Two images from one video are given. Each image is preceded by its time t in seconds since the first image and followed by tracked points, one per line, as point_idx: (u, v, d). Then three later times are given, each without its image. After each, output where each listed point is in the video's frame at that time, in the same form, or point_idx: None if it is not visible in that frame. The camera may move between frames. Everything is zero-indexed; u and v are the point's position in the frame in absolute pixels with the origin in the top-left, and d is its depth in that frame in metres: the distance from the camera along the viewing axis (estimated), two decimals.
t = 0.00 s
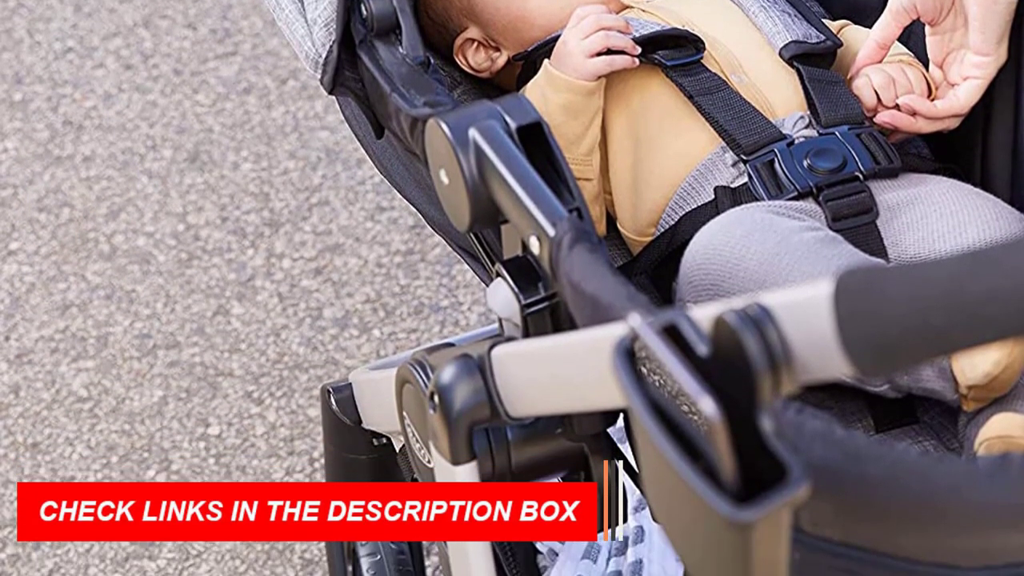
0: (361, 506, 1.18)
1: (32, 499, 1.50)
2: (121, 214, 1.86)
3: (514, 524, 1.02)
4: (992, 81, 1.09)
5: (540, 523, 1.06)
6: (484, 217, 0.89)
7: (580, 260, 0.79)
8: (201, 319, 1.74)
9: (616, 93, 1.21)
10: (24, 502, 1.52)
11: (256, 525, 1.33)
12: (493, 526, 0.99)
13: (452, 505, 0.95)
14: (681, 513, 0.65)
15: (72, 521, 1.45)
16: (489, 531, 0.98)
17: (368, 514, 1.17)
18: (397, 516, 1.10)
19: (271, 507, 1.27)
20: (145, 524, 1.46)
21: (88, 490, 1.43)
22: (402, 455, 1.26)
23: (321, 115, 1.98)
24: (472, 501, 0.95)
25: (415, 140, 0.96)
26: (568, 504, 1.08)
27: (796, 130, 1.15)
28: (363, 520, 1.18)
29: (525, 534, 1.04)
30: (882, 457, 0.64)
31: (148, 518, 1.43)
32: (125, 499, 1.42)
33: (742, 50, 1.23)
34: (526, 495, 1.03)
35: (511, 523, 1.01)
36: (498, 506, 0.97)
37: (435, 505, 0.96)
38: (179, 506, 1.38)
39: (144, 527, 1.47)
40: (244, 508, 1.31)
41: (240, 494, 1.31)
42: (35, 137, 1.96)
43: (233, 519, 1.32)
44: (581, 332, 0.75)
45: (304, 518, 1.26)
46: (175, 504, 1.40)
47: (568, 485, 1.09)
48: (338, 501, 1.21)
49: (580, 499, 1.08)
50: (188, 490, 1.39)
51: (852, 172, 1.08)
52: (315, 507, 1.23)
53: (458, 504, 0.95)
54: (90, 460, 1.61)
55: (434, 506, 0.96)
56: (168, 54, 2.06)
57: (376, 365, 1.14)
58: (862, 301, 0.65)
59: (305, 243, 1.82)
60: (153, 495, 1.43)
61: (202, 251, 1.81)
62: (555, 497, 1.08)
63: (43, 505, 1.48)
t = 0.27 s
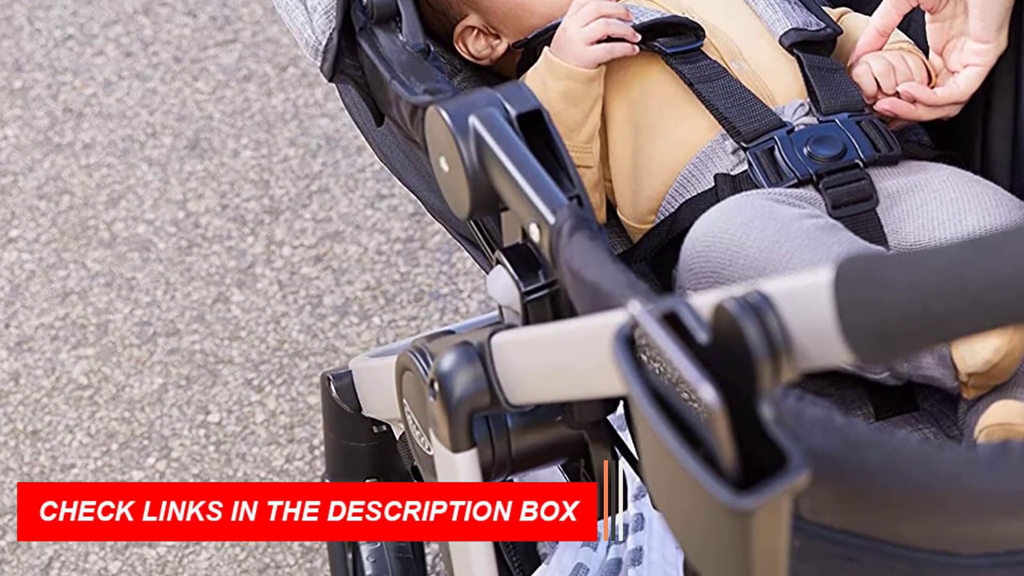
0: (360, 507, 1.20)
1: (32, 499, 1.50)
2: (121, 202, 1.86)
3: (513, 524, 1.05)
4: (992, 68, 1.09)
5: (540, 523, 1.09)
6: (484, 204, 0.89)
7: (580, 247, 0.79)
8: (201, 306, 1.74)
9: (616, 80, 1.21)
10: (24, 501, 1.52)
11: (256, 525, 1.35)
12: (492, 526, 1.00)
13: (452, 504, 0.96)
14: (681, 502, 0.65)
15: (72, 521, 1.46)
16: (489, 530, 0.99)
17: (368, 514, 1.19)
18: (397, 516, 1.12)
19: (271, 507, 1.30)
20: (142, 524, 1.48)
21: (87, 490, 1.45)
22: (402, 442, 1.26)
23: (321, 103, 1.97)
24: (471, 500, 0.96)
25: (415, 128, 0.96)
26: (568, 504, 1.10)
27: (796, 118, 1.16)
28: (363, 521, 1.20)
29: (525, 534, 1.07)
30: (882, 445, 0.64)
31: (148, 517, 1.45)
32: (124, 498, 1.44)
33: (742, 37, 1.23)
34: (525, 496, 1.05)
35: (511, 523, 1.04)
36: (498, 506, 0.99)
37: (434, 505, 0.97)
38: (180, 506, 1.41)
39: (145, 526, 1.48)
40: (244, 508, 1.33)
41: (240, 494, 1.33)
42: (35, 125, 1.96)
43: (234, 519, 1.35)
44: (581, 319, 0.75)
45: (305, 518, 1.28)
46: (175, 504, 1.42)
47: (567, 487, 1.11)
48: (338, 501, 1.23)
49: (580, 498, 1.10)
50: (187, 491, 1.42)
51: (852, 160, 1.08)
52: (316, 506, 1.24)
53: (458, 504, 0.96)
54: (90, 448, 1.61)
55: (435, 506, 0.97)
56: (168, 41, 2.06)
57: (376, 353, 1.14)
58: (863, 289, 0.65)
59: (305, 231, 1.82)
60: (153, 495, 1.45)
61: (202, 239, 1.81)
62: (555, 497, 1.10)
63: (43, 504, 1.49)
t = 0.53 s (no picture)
0: (361, 506, 1.24)
1: (32, 500, 1.51)
2: (121, 190, 1.86)
3: (513, 524, 1.06)
4: (992, 57, 1.10)
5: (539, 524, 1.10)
6: (484, 192, 0.90)
7: (580, 236, 0.79)
8: (201, 294, 1.74)
9: (616, 69, 1.21)
10: (23, 502, 1.53)
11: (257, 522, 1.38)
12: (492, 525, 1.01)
13: (452, 504, 0.97)
14: (681, 490, 0.65)
15: (71, 521, 1.47)
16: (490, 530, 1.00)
17: (368, 514, 1.23)
18: (397, 515, 1.15)
19: (271, 507, 1.33)
20: (142, 524, 1.49)
21: (88, 491, 1.46)
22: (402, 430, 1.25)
23: (321, 91, 1.97)
24: (471, 501, 0.97)
25: (415, 116, 0.96)
26: (569, 504, 1.11)
27: (796, 105, 1.16)
28: (363, 520, 1.24)
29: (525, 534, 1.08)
30: (882, 433, 0.65)
31: (148, 515, 1.46)
32: (124, 498, 1.45)
33: (742, 26, 1.23)
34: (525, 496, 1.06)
35: (511, 523, 1.05)
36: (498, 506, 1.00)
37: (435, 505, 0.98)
38: (179, 505, 1.43)
39: (145, 525, 1.49)
40: (245, 507, 1.37)
41: (240, 495, 1.37)
42: (35, 113, 1.95)
43: (234, 517, 1.38)
44: (581, 308, 0.75)
45: (304, 517, 1.34)
46: (175, 503, 1.44)
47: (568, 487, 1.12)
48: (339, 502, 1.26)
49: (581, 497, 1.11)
50: (187, 491, 1.44)
51: (852, 147, 1.08)
52: (317, 507, 1.29)
53: (458, 504, 0.97)
54: (90, 436, 1.61)
55: (435, 506, 0.98)
56: (168, 30, 2.06)
57: (376, 341, 1.15)
58: (863, 277, 0.65)
59: (305, 219, 1.82)
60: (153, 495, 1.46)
61: (202, 228, 1.81)
62: (555, 497, 1.11)
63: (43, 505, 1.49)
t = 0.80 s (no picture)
0: (361, 507, 1.23)
1: (33, 499, 1.49)
2: (121, 178, 1.86)
3: (513, 525, 1.05)
4: (992, 46, 1.10)
5: (540, 524, 1.08)
6: (484, 181, 0.90)
7: (580, 224, 0.79)
8: (201, 283, 1.74)
9: (616, 58, 1.21)
10: (23, 504, 1.51)
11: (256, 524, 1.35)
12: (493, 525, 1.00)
13: (452, 504, 0.97)
14: (681, 480, 0.66)
15: (72, 521, 1.44)
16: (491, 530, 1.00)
17: (368, 515, 1.22)
18: (398, 515, 1.17)
19: (271, 508, 1.30)
20: (143, 524, 1.47)
21: (88, 490, 1.43)
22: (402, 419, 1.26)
23: (321, 80, 1.97)
24: (471, 500, 0.96)
25: (415, 105, 0.96)
26: (568, 504, 1.10)
27: (796, 94, 1.16)
28: (363, 520, 1.23)
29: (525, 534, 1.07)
30: (882, 422, 0.65)
31: (148, 516, 1.42)
32: (124, 498, 1.42)
33: (742, 14, 1.23)
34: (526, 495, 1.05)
35: (511, 523, 1.04)
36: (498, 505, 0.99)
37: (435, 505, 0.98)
38: (179, 506, 1.38)
39: (146, 526, 1.47)
40: (245, 509, 1.33)
41: (239, 494, 1.33)
42: (35, 102, 1.95)
43: (234, 518, 1.34)
44: (582, 297, 0.75)
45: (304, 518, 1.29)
46: (174, 503, 1.39)
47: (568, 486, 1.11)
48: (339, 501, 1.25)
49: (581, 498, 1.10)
50: (187, 489, 1.39)
51: (852, 136, 1.08)
52: (317, 507, 1.26)
53: (458, 504, 0.96)
54: (90, 425, 1.61)
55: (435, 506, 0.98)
56: (168, 19, 2.06)
57: (376, 329, 1.15)
58: (863, 267, 0.65)
59: (305, 208, 1.82)
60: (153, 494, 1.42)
61: (202, 216, 1.81)
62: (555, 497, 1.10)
63: (43, 504, 1.46)
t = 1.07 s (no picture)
0: (361, 506, 1.24)
1: (32, 499, 1.48)
2: (121, 168, 1.86)
3: (513, 525, 1.04)
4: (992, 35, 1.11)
5: (540, 523, 1.08)
6: (484, 171, 0.90)
7: (580, 214, 0.79)
8: (201, 273, 1.74)
9: (616, 48, 1.21)
10: (23, 502, 1.50)
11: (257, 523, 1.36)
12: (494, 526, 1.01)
13: (452, 504, 0.98)
14: (681, 468, 0.66)
15: (72, 521, 1.44)
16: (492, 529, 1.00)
17: (368, 514, 1.24)
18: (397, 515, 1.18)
19: (271, 508, 1.31)
20: (143, 524, 1.46)
21: (87, 490, 1.43)
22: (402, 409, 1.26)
23: (321, 70, 1.97)
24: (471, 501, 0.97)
25: (415, 94, 0.96)
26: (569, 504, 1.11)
27: (796, 84, 1.15)
28: (363, 521, 1.24)
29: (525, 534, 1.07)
30: (882, 411, 0.65)
31: (149, 516, 1.42)
32: (125, 498, 1.42)
33: (742, 4, 1.23)
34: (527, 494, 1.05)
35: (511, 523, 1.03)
36: (499, 505, 1.00)
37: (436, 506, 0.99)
38: (179, 505, 1.39)
39: (146, 527, 1.47)
40: (245, 508, 1.34)
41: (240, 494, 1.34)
42: (35, 91, 1.95)
43: (234, 518, 1.35)
44: (582, 287, 0.75)
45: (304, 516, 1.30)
46: (175, 503, 1.40)
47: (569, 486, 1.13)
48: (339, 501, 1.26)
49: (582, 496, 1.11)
50: (187, 489, 1.40)
51: (852, 126, 1.08)
52: (316, 507, 1.27)
53: (458, 504, 0.97)
54: (90, 414, 1.62)
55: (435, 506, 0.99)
56: (168, 9, 2.06)
57: (376, 319, 1.15)
58: (863, 255, 0.65)
59: (305, 197, 1.82)
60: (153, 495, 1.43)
61: (202, 206, 1.81)
62: (555, 497, 1.10)
63: (43, 504, 1.46)
